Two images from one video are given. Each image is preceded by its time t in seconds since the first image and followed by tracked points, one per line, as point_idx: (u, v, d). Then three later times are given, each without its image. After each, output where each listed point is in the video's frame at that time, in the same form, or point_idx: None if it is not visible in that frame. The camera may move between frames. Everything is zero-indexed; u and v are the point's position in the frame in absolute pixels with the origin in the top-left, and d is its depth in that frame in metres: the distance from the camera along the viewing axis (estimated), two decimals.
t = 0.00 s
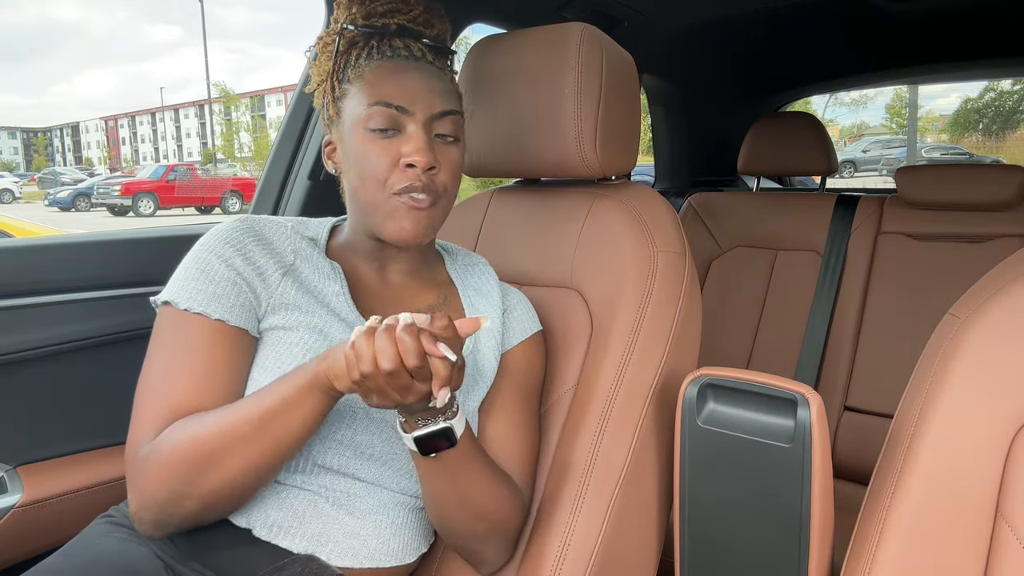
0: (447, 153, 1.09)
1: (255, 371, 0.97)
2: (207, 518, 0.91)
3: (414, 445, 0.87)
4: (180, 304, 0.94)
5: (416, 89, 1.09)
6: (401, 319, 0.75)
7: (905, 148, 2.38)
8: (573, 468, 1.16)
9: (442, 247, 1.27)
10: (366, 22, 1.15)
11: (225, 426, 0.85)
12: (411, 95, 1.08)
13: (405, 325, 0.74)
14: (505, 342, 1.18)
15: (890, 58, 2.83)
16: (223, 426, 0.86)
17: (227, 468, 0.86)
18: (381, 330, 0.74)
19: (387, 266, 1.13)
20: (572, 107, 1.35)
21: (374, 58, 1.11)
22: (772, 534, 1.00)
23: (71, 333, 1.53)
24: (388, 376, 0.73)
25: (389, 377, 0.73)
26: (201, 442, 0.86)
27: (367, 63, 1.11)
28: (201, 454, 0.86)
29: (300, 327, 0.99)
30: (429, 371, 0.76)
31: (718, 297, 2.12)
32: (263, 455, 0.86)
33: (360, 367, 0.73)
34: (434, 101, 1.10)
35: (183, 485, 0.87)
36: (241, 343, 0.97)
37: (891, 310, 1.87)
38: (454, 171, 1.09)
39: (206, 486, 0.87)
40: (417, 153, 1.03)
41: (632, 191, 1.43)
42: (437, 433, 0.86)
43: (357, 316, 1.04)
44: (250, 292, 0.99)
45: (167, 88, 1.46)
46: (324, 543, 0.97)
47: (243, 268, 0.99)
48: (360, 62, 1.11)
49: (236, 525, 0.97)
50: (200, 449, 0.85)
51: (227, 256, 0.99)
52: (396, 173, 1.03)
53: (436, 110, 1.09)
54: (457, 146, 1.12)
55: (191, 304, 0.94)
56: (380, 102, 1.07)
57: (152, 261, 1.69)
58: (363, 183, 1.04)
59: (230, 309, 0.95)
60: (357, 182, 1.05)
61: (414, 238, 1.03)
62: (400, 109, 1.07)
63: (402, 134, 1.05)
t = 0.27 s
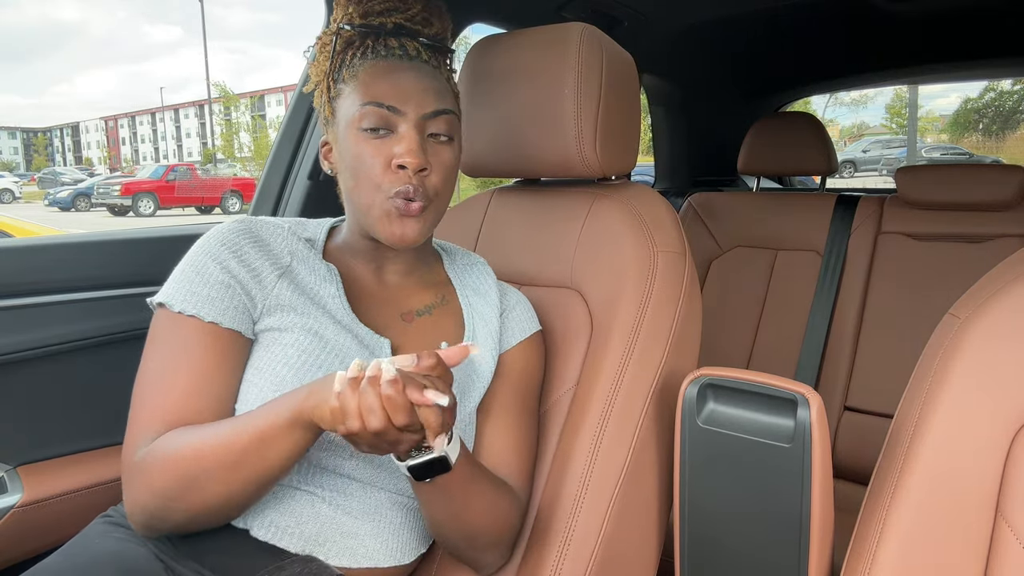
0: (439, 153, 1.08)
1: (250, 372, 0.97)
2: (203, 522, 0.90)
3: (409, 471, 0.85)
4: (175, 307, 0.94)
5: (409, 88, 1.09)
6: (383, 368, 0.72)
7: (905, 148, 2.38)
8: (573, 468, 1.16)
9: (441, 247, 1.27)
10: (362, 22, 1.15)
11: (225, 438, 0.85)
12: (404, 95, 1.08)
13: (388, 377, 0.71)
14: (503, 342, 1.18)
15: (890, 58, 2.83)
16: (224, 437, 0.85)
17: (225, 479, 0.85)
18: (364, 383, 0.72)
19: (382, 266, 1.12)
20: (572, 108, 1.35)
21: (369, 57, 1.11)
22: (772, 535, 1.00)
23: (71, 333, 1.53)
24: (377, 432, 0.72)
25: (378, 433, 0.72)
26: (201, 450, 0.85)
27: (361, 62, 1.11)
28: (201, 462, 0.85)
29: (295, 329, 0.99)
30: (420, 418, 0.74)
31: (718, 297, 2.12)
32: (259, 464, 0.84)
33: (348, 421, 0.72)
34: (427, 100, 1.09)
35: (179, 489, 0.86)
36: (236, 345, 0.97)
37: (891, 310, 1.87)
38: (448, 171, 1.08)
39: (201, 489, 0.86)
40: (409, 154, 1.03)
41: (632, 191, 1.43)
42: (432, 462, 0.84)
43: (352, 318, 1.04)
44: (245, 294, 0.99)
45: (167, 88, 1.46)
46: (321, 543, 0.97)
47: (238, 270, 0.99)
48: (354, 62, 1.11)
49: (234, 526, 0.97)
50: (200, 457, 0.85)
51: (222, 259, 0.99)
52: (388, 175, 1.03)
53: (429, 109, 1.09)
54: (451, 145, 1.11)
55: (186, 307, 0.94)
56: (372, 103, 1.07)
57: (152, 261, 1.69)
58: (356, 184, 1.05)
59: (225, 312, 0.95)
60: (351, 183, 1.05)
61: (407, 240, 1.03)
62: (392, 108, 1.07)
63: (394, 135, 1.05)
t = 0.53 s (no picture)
0: (429, 148, 1.08)
1: (250, 375, 0.98)
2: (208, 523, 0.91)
3: (397, 467, 0.85)
4: (173, 314, 0.94)
5: (398, 85, 1.09)
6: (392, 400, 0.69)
7: (905, 149, 2.38)
8: (573, 468, 1.16)
9: (440, 246, 1.27)
10: (359, 24, 1.14)
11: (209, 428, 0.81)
12: (391, 92, 1.08)
13: (395, 405, 0.70)
14: (505, 340, 1.18)
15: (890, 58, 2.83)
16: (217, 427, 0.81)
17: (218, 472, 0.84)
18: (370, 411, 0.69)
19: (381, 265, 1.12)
20: (572, 109, 1.35)
21: (361, 58, 1.11)
22: (773, 535, 1.00)
23: (71, 333, 1.53)
24: (380, 446, 0.73)
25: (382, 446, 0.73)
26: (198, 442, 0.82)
27: (353, 63, 1.11)
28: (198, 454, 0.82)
29: (295, 331, 1.01)
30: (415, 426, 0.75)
31: (718, 297, 2.12)
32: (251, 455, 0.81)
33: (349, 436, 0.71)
34: (414, 96, 1.09)
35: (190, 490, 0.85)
36: (235, 349, 0.97)
37: (891, 310, 1.87)
38: (439, 166, 1.07)
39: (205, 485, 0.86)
40: (394, 149, 1.03)
41: (633, 191, 1.43)
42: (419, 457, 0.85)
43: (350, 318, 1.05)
44: (242, 299, 0.99)
45: (167, 88, 1.46)
46: (323, 543, 0.97)
47: (236, 275, 0.99)
48: (348, 62, 1.12)
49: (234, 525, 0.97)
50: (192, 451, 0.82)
51: (219, 265, 0.99)
52: (376, 171, 1.03)
53: (417, 105, 1.09)
54: (443, 140, 1.10)
55: (184, 314, 0.94)
56: (360, 101, 1.08)
57: (152, 261, 1.69)
58: (345, 181, 1.05)
59: (224, 318, 0.96)
60: (342, 183, 1.06)
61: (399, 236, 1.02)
62: (379, 105, 1.07)
63: (381, 131, 1.06)
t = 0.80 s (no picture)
0: (418, 147, 1.07)
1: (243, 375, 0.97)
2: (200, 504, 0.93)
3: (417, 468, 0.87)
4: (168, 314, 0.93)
5: (386, 84, 1.09)
6: (431, 418, 0.73)
7: (905, 149, 2.38)
8: (573, 468, 1.16)
9: (437, 246, 1.26)
10: (356, 26, 1.14)
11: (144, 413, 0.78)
12: (379, 91, 1.08)
13: (434, 421, 0.74)
14: (503, 338, 1.18)
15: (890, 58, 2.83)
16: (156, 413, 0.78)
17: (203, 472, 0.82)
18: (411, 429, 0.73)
19: (379, 264, 1.11)
20: (572, 111, 1.35)
21: (353, 58, 1.11)
22: (772, 534, 1.00)
23: (71, 333, 1.53)
24: (412, 457, 0.76)
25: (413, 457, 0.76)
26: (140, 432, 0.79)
27: (344, 63, 1.12)
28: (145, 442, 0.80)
29: (288, 330, 1.00)
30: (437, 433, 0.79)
31: (718, 297, 2.12)
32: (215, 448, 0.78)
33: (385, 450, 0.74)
34: (403, 95, 1.09)
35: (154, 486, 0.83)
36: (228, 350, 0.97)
37: (891, 310, 1.87)
38: (429, 164, 1.07)
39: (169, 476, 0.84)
40: (382, 148, 1.03)
41: (632, 191, 1.43)
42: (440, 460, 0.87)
43: (345, 316, 1.03)
44: (231, 301, 0.99)
45: (167, 88, 1.46)
46: (320, 541, 0.98)
47: (228, 279, 0.99)
48: (343, 62, 1.12)
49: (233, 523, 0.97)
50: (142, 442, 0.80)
51: (210, 268, 0.99)
52: (365, 170, 1.03)
53: (405, 104, 1.08)
54: (434, 138, 1.10)
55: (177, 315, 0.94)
56: (349, 101, 1.08)
57: (152, 260, 1.69)
58: (336, 182, 1.06)
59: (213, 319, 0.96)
60: (333, 184, 1.06)
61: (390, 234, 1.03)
62: (367, 105, 1.07)
63: (369, 131, 1.06)
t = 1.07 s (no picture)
0: (415, 147, 1.07)
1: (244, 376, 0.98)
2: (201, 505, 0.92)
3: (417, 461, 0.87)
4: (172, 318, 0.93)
5: (382, 85, 1.09)
6: (429, 410, 0.74)
7: (905, 148, 2.38)
8: (573, 468, 1.16)
9: (438, 246, 1.27)
10: (352, 26, 1.15)
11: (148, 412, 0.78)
12: (376, 92, 1.08)
13: (432, 414, 0.74)
14: (503, 338, 1.18)
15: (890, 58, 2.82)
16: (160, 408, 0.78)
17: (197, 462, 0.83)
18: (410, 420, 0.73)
19: (379, 264, 1.11)
20: (572, 111, 1.35)
21: (350, 59, 1.12)
22: (772, 534, 1.00)
23: (71, 332, 1.53)
24: (413, 448, 0.77)
25: (413, 448, 0.77)
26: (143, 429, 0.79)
27: (342, 64, 1.12)
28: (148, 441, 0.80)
29: (289, 332, 1.00)
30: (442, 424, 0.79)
31: (718, 297, 2.12)
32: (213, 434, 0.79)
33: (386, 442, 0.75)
34: (399, 96, 1.09)
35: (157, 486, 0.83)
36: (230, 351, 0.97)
37: (891, 310, 1.87)
38: (426, 164, 1.07)
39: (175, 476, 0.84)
40: (379, 148, 1.03)
41: (632, 191, 1.43)
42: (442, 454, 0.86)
43: (346, 318, 1.03)
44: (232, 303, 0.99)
45: (167, 88, 1.46)
46: (322, 541, 0.97)
47: (230, 282, 0.99)
48: (340, 62, 1.12)
49: (234, 521, 0.98)
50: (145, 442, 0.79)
51: (212, 271, 1.00)
52: (362, 171, 1.03)
53: (401, 104, 1.08)
54: (431, 138, 1.10)
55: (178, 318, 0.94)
56: (346, 103, 1.08)
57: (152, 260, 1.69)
58: (334, 183, 1.05)
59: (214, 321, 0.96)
60: (331, 185, 1.06)
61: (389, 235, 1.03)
62: (364, 106, 1.07)
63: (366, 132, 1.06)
